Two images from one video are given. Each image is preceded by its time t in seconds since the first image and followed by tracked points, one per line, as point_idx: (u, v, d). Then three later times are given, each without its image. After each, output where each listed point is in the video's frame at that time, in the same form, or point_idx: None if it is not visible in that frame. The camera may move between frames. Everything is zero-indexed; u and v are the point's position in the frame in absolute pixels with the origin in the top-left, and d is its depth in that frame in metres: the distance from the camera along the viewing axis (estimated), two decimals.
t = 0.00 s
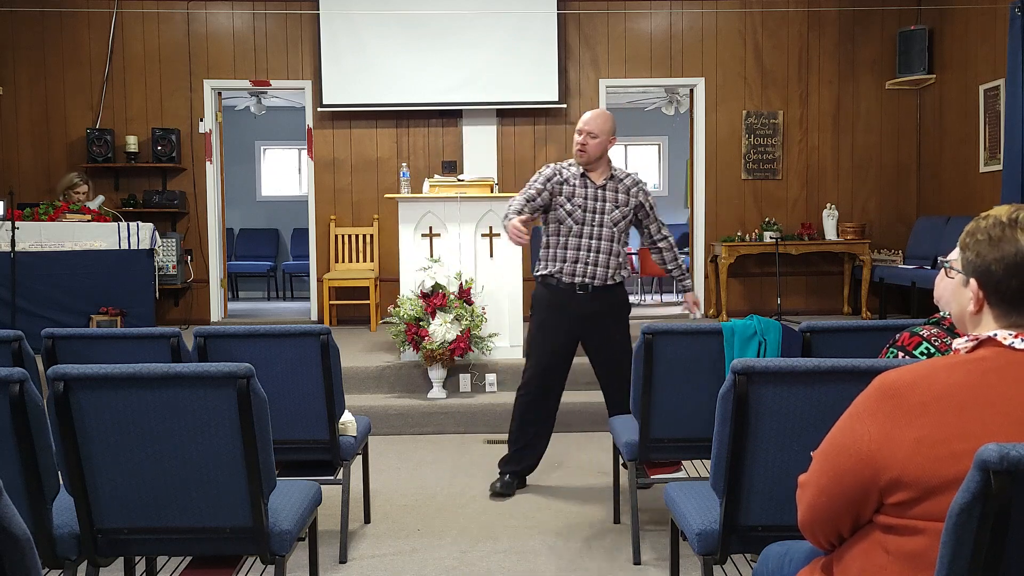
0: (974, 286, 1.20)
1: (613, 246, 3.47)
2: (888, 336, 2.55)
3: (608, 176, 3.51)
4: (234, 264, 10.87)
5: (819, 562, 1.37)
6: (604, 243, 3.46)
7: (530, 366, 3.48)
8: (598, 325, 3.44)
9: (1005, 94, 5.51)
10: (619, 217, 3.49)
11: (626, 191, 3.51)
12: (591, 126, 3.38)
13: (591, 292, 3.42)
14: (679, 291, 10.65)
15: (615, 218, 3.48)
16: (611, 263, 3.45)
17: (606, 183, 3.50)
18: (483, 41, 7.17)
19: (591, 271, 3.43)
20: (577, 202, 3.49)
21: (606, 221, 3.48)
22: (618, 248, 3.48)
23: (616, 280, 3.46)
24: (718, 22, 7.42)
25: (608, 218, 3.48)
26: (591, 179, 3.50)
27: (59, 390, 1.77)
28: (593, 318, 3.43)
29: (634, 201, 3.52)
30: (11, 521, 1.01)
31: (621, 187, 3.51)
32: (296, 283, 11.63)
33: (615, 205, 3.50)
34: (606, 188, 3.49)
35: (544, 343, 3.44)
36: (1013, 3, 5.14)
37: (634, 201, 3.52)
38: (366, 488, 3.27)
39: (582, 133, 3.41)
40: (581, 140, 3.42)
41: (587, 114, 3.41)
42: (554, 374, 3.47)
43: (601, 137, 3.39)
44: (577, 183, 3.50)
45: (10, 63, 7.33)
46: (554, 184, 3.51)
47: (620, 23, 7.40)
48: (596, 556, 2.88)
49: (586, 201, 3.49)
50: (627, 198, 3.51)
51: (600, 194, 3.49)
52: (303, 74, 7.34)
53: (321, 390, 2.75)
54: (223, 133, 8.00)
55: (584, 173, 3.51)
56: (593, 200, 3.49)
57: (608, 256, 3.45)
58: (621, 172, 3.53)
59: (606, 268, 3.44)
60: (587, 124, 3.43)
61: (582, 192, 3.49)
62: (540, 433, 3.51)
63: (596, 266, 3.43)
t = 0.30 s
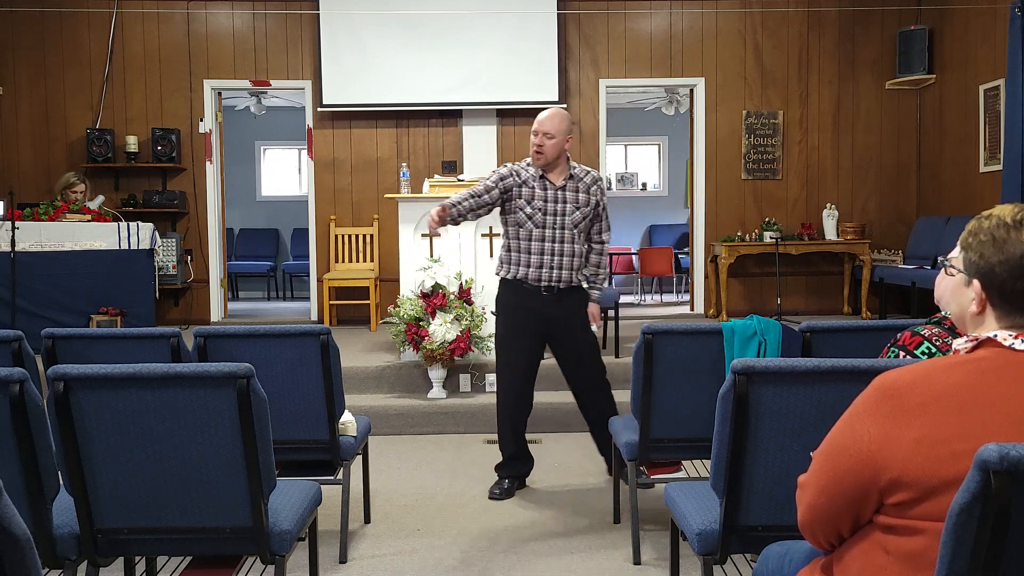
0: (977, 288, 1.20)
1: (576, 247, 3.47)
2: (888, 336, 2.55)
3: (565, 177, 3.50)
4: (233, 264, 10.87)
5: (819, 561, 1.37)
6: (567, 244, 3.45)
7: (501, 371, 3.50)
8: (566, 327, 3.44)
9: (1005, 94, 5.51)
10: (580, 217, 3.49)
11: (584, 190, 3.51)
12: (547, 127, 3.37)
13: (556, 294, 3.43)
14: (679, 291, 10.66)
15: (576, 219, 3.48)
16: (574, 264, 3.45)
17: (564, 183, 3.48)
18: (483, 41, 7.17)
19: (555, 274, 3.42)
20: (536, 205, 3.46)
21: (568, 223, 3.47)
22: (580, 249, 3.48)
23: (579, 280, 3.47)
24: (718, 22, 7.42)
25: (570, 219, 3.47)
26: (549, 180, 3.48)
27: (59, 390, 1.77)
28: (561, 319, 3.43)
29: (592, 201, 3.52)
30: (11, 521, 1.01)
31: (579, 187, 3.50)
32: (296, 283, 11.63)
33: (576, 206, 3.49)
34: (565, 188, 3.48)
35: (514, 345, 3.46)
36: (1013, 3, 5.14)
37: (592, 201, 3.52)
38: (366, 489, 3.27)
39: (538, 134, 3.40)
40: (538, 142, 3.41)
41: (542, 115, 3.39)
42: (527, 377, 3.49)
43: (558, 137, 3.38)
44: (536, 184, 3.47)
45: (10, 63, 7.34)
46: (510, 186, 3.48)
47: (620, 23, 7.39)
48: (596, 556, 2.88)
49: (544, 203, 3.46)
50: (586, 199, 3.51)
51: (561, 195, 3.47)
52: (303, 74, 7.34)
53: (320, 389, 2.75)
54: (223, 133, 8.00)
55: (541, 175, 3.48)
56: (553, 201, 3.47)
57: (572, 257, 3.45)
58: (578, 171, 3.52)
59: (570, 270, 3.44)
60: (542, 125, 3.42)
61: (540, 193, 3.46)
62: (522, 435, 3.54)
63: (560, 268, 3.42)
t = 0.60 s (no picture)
0: (976, 288, 1.20)
1: (554, 243, 3.47)
2: (888, 336, 2.55)
3: (537, 173, 3.49)
4: (234, 264, 10.87)
5: (820, 562, 1.37)
6: (545, 241, 3.45)
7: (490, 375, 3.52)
8: (549, 324, 3.46)
9: (1005, 94, 5.51)
10: (556, 212, 3.48)
11: (558, 184, 3.50)
12: (518, 126, 3.32)
13: (538, 291, 3.44)
14: (679, 291, 10.66)
15: (552, 214, 3.47)
16: (555, 260, 3.45)
17: (536, 179, 3.48)
18: (483, 41, 7.17)
19: (537, 271, 3.42)
20: (510, 203, 3.46)
21: (544, 219, 3.46)
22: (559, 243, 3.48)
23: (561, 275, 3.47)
24: (718, 22, 7.42)
25: (546, 215, 3.47)
26: (522, 177, 3.47)
27: (59, 390, 1.77)
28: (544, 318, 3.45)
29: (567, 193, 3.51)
30: (11, 521, 1.01)
31: (553, 181, 3.49)
32: (296, 283, 11.64)
33: (550, 201, 3.48)
34: (538, 185, 3.48)
35: (503, 343, 3.46)
36: (1013, 3, 5.14)
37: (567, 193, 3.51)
38: (366, 488, 3.27)
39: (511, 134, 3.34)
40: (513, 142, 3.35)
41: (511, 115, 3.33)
42: (517, 378, 3.50)
43: (530, 135, 3.34)
44: (508, 183, 3.47)
45: (11, 63, 7.34)
46: (482, 186, 3.48)
47: (620, 23, 7.39)
48: (596, 556, 2.88)
49: (519, 201, 3.46)
50: (560, 194, 3.50)
51: (535, 192, 3.47)
52: (303, 74, 7.34)
53: (320, 389, 2.75)
54: (223, 133, 8.00)
55: (513, 173, 3.48)
56: (528, 199, 3.47)
57: (551, 253, 3.45)
58: (550, 166, 3.51)
59: (551, 266, 3.44)
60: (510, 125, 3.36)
61: (513, 192, 3.47)
62: (519, 435, 3.55)
63: (541, 266, 3.42)
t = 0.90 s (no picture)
0: (979, 288, 1.20)
1: (551, 241, 3.47)
2: (888, 336, 2.55)
3: (530, 173, 3.48)
4: (234, 264, 10.87)
5: (820, 562, 1.37)
6: (543, 240, 3.45)
7: (488, 377, 3.52)
8: (546, 324, 3.48)
9: (1005, 94, 5.51)
10: (550, 210, 3.48)
11: (550, 182, 3.50)
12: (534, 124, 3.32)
13: (536, 291, 3.44)
14: (679, 291, 10.66)
15: (547, 213, 3.47)
16: (553, 259, 3.46)
17: (528, 180, 3.47)
18: (483, 41, 7.17)
19: (536, 271, 3.42)
20: (504, 206, 3.45)
21: (539, 219, 3.46)
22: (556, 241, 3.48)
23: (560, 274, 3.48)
24: (718, 22, 7.42)
25: (541, 215, 3.46)
26: (515, 179, 3.47)
27: (59, 390, 1.77)
28: (541, 319, 3.46)
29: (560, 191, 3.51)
30: (11, 521, 1.01)
31: (546, 180, 3.49)
32: (296, 283, 11.64)
33: (544, 200, 3.48)
34: (531, 185, 3.47)
35: (502, 343, 3.47)
36: (1013, 3, 5.14)
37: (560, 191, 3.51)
38: (366, 488, 3.27)
39: (532, 133, 3.33)
40: (534, 141, 3.34)
41: (523, 116, 3.31)
42: (514, 377, 3.51)
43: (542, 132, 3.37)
44: (500, 185, 3.46)
45: (10, 63, 7.34)
46: (475, 190, 3.47)
47: (620, 23, 7.39)
48: (596, 556, 2.88)
49: (512, 202, 3.46)
50: (554, 192, 3.50)
51: (529, 192, 3.47)
52: (303, 74, 7.34)
53: (320, 389, 2.75)
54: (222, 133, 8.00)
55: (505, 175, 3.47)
56: (522, 200, 3.46)
57: (549, 252, 3.45)
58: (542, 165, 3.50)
59: (550, 265, 3.45)
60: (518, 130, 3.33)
61: (506, 193, 3.46)
62: (518, 435, 3.55)
63: (540, 265, 3.43)
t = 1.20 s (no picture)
0: (973, 288, 1.20)
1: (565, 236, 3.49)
2: (888, 336, 2.55)
3: (545, 168, 3.49)
4: (234, 264, 10.87)
5: (819, 562, 1.37)
6: (558, 235, 3.47)
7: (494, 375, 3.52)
8: (552, 326, 3.48)
9: (1005, 94, 5.51)
10: (565, 206, 3.50)
11: (564, 177, 3.51)
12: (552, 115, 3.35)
13: (548, 289, 3.44)
14: (679, 291, 10.66)
15: (561, 209, 3.49)
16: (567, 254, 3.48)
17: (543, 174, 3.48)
18: (483, 41, 7.17)
19: (552, 267, 3.44)
20: (520, 200, 3.45)
21: (554, 214, 3.47)
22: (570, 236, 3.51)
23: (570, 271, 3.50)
24: (718, 22, 7.42)
25: (556, 210, 3.47)
26: (530, 173, 3.47)
27: (59, 390, 1.77)
28: (548, 320, 3.46)
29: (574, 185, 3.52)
30: (11, 521, 1.01)
31: (560, 175, 3.50)
32: (296, 283, 11.64)
33: (559, 196, 3.49)
34: (546, 180, 3.48)
35: (509, 343, 3.46)
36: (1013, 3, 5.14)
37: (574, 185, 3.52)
38: (366, 488, 3.27)
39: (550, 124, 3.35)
40: (552, 133, 3.36)
41: (544, 109, 3.33)
42: (519, 377, 3.50)
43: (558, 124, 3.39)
44: (516, 180, 3.46)
45: (10, 63, 7.34)
46: (491, 184, 3.45)
47: (620, 23, 7.39)
48: (596, 556, 2.88)
49: (528, 197, 3.46)
50: (568, 188, 3.51)
51: (543, 188, 3.47)
52: (303, 74, 7.34)
53: (320, 389, 2.75)
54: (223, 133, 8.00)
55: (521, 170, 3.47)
56: (537, 195, 3.46)
57: (564, 247, 3.48)
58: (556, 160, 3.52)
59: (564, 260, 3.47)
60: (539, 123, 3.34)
61: (522, 188, 3.46)
62: (519, 436, 3.55)
63: (556, 261, 3.44)
